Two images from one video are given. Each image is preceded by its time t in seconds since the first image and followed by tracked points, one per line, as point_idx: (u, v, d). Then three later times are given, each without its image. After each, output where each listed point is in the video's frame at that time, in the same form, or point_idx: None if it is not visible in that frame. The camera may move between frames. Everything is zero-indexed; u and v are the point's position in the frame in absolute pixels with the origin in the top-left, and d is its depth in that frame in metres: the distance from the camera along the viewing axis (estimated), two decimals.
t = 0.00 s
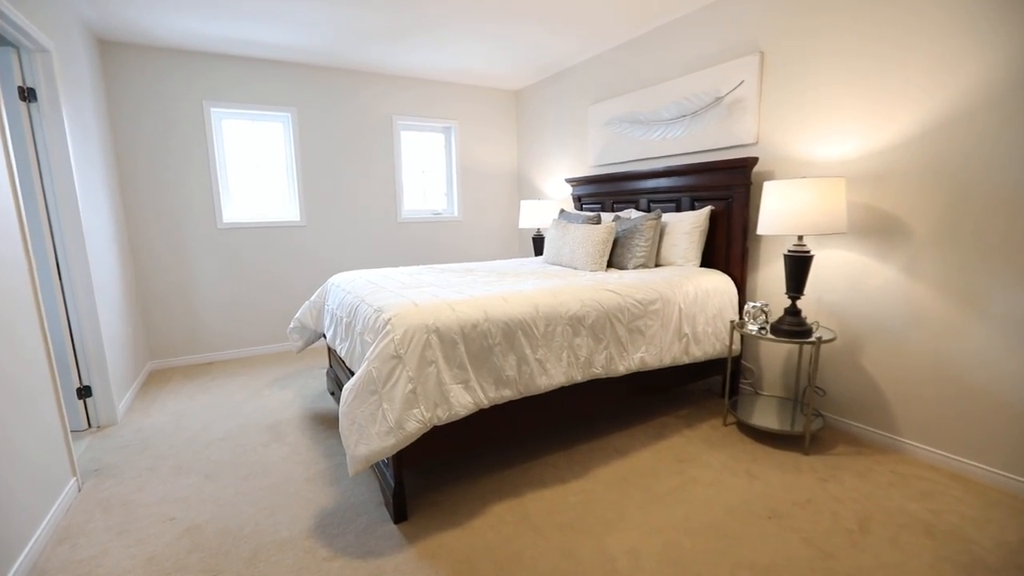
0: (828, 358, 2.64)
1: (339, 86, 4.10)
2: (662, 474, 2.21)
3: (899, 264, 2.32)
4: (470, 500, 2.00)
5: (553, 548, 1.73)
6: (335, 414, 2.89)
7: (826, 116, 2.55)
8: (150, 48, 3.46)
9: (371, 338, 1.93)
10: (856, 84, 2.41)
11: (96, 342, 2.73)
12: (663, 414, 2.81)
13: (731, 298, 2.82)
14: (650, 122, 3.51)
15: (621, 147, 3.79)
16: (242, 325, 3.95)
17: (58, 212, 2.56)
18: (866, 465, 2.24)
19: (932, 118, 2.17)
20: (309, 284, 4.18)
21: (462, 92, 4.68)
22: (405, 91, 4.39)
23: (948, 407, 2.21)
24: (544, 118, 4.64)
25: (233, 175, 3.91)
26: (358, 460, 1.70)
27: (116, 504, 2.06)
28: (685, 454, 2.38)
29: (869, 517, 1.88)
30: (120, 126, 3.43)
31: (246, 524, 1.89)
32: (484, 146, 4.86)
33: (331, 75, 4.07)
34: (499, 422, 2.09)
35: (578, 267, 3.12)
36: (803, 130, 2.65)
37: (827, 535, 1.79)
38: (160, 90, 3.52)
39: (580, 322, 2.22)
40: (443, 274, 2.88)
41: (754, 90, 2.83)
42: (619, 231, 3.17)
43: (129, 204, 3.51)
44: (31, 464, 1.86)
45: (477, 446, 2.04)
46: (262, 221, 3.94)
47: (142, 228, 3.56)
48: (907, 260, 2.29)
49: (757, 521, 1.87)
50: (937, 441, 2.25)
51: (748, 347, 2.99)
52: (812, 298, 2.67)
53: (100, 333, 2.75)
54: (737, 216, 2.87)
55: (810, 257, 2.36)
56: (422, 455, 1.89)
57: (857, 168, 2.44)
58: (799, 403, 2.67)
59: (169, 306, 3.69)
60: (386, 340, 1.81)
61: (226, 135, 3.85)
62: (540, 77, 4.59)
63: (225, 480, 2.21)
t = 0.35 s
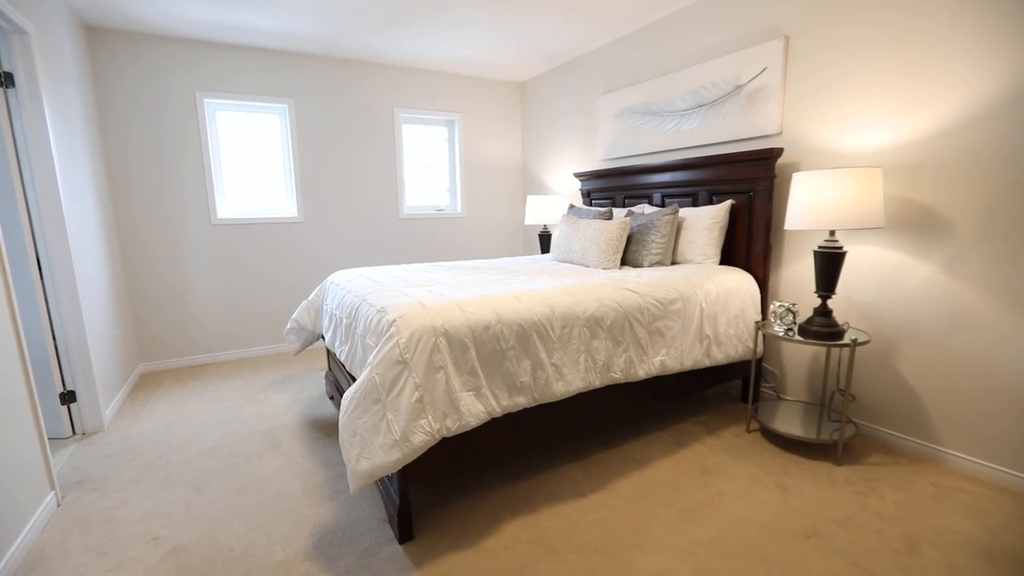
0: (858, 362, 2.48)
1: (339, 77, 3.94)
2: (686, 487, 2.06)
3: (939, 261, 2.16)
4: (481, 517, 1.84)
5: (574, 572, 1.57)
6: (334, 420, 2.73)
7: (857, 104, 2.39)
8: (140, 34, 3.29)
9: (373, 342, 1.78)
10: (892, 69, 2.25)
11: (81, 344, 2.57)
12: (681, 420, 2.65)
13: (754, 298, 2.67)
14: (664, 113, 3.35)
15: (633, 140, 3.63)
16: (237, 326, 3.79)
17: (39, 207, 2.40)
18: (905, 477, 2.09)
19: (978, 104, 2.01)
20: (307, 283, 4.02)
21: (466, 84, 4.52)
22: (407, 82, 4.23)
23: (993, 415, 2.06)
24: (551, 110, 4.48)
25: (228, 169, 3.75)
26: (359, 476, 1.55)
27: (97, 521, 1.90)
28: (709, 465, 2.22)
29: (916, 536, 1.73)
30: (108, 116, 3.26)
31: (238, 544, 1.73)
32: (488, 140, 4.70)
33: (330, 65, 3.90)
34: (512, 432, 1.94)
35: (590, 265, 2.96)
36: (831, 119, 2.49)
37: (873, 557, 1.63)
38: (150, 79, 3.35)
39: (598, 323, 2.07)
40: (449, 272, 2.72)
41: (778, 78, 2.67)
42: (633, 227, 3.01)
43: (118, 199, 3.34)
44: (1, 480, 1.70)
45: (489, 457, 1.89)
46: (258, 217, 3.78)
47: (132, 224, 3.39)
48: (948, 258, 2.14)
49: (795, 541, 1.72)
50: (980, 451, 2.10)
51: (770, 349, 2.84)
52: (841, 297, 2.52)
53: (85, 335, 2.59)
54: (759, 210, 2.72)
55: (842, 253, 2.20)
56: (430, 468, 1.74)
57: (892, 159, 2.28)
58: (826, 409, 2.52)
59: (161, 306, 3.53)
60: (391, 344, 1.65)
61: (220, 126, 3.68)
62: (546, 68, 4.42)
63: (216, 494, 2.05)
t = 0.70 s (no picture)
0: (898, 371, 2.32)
1: (341, 71, 3.77)
2: (720, 508, 1.89)
3: (993, 264, 2.00)
4: (499, 544, 1.68)
5: None
6: (336, 432, 2.56)
7: (899, 95, 2.22)
8: (132, 23, 3.12)
9: (381, 352, 1.61)
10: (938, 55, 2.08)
11: (66, 351, 2.40)
12: (707, 432, 2.49)
13: (784, 302, 2.50)
14: (684, 107, 3.18)
15: (649, 135, 3.47)
16: (235, 330, 3.62)
17: (20, 204, 2.23)
18: (957, 497, 1.93)
19: None
20: (307, 286, 3.85)
21: (472, 79, 4.35)
22: (411, 77, 4.07)
23: None
24: (561, 106, 4.31)
25: (225, 165, 3.58)
26: (368, 504, 1.39)
27: (78, 547, 1.73)
28: (743, 483, 2.06)
29: (981, 567, 1.56)
30: (99, 109, 3.10)
31: None
32: (496, 137, 4.53)
33: (332, 58, 3.74)
34: (532, 449, 1.78)
35: (608, 266, 2.80)
36: (869, 111, 2.33)
37: None
38: (142, 70, 3.19)
39: (625, 331, 1.90)
40: (459, 274, 2.56)
41: (810, 67, 2.51)
42: (653, 227, 2.84)
43: (109, 197, 3.18)
44: None
45: (507, 478, 1.73)
46: (257, 216, 3.62)
47: (124, 223, 3.23)
48: (1004, 259, 1.97)
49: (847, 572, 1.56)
50: None
51: (799, 356, 2.67)
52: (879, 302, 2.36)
53: (71, 341, 2.42)
54: (789, 209, 2.55)
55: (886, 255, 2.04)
56: (444, 492, 1.57)
57: (938, 153, 2.12)
58: (864, 421, 2.35)
59: (154, 309, 3.37)
60: (402, 355, 1.48)
61: (217, 121, 3.52)
62: (556, 63, 4.26)
63: (209, 516, 1.89)
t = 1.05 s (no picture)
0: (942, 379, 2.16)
1: (343, 63, 3.62)
2: (758, 530, 1.74)
3: None
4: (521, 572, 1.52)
5: None
6: (339, 443, 2.41)
7: (944, 82, 2.06)
8: (124, 10, 2.97)
9: (391, 362, 1.45)
10: (991, 39, 1.92)
11: (52, 356, 2.24)
12: (735, 443, 2.33)
13: (816, 305, 2.35)
14: (704, 99, 3.03)
15: (666, 130, 3.31)
16: (232, 333, 3.47)
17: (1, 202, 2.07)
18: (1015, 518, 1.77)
19: None
20: (308, 287, 3.69)
21: (479, 72, 4.18)
22: (416, 70, 3.91)
23: None
24: (570, 100, 4.15)
25: (222, 161, 3.43)
26: (378, 534, 1.24)
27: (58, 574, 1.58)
28: (779, 500, 1.90)
29: None
30: (89, 101, 2.95)
31: None
32: (503, 133, 4.37)
33: (334, 50, 3.58)
34: (555, 467, 1.63)
35: (627, 266, 2.64)
36: (911, 101, 2.17)
37: None
38: (135, 60, 3.03)
39: (654, 337, 1.76)
40: (469, 275, 2.40)
41: (844, 55, 2.35)
42: (674, 225, 2.69)
43: (101, 193, 3.02)
44: None
45: (528, 499, 1.58)
46: (255, 215, 3.46)
47: (116, 221, 3.08)
48: None
49: None
50: None
51: (830, 361, 2.52)
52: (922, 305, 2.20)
53: (57, 346, 2.26)
54: (820, 207, 2.40)
55: (935, 254, 1.89)
56: (461, 516, 1.42)
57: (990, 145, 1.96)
58: (904, 432, 2.20)
59: (148, 311, 3.21)
60: (415, 366, 1.33)
61: (214, 115, 3.37)
62: (566, 55, 4.10)
63: (203, 538, 1.73)
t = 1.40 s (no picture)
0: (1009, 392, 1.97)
1: (349, 54, 3.45)
2: (816, 562, 1.55)
3: None
4: None
5: None
6: (346, 457, 2.24)
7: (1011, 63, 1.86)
8: None
9: (406, 376, 1.27)
10: None
11: (39, 364, 2.07)
12: (776, 459, 2.14)
13: (865, 310, 2.16)
14: (735, 89, 2.84)
15: (692, 123, 3.12)
16: (234, 336, 3.31)
17: None
18: None
19: None
20: (313, 288, 3.52)
21: (491, 64, 4.00)
22: (425, 61, 3.73)
23: None
24: (586, 93, 3.96)
25: (223, 156, 3.26)
26: None
27: None
28: (835, 527, 1.71)
29: None
30: (83, 91, 2.79)
31: None
32: (515, 128, 4.18)
33: (339, 39, 3.41)
34: (591, 493, 1.45)
35: (655, 267, 2.46)
36: (972, 85, 1.97)
37: None
38: (131, 48, 2.87)
39: (698, 346, 1.58)
40: (486, 276, 2.23)
41: (895, 37, 2.15)
42: (706, 223, 2.50)
43: (95, 189, 2.87)
44: None
45: (561, 528, 1.41)
46: (258, 213, 3.30)
47: (112, 218, 2.92)
48: None
49: None
50: None
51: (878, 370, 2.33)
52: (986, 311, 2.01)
53: (45, 352, 2.09)
54: (866, 208, 2.20)
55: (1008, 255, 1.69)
56: (488, 552, 1.25)
57: None
58: (966, 450, 2.00)
59: (145, 313, 3.05)
60: (435, 383, 1.16)
61: (214, 107, 3.20)
62: (582, 47, 3.91)
63: (197, 567, 1.56)
